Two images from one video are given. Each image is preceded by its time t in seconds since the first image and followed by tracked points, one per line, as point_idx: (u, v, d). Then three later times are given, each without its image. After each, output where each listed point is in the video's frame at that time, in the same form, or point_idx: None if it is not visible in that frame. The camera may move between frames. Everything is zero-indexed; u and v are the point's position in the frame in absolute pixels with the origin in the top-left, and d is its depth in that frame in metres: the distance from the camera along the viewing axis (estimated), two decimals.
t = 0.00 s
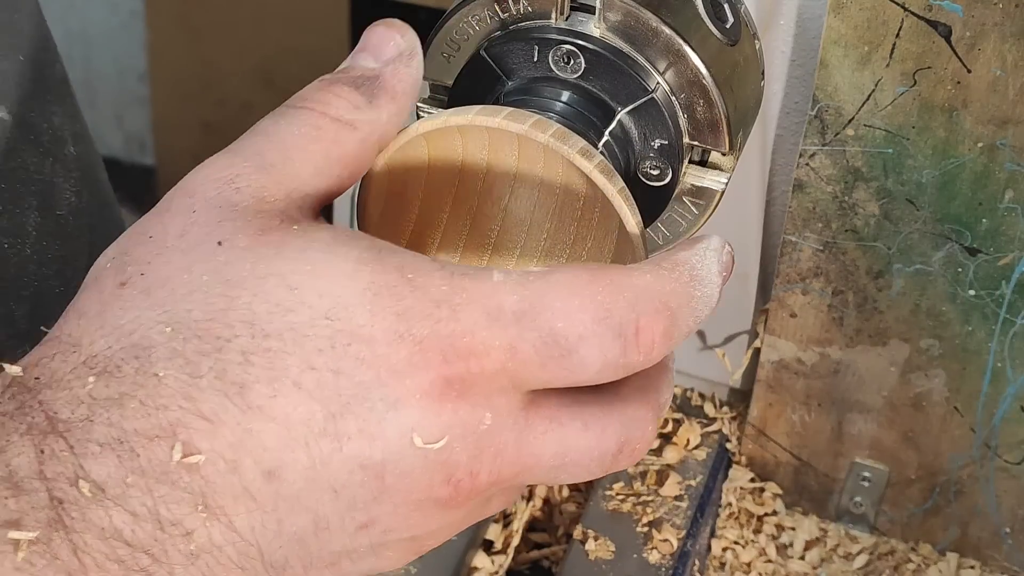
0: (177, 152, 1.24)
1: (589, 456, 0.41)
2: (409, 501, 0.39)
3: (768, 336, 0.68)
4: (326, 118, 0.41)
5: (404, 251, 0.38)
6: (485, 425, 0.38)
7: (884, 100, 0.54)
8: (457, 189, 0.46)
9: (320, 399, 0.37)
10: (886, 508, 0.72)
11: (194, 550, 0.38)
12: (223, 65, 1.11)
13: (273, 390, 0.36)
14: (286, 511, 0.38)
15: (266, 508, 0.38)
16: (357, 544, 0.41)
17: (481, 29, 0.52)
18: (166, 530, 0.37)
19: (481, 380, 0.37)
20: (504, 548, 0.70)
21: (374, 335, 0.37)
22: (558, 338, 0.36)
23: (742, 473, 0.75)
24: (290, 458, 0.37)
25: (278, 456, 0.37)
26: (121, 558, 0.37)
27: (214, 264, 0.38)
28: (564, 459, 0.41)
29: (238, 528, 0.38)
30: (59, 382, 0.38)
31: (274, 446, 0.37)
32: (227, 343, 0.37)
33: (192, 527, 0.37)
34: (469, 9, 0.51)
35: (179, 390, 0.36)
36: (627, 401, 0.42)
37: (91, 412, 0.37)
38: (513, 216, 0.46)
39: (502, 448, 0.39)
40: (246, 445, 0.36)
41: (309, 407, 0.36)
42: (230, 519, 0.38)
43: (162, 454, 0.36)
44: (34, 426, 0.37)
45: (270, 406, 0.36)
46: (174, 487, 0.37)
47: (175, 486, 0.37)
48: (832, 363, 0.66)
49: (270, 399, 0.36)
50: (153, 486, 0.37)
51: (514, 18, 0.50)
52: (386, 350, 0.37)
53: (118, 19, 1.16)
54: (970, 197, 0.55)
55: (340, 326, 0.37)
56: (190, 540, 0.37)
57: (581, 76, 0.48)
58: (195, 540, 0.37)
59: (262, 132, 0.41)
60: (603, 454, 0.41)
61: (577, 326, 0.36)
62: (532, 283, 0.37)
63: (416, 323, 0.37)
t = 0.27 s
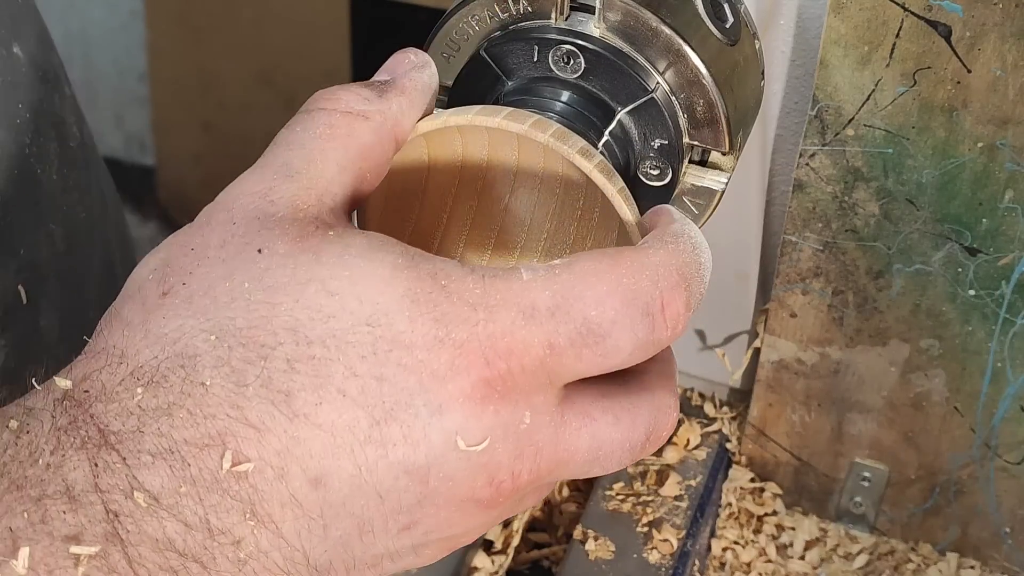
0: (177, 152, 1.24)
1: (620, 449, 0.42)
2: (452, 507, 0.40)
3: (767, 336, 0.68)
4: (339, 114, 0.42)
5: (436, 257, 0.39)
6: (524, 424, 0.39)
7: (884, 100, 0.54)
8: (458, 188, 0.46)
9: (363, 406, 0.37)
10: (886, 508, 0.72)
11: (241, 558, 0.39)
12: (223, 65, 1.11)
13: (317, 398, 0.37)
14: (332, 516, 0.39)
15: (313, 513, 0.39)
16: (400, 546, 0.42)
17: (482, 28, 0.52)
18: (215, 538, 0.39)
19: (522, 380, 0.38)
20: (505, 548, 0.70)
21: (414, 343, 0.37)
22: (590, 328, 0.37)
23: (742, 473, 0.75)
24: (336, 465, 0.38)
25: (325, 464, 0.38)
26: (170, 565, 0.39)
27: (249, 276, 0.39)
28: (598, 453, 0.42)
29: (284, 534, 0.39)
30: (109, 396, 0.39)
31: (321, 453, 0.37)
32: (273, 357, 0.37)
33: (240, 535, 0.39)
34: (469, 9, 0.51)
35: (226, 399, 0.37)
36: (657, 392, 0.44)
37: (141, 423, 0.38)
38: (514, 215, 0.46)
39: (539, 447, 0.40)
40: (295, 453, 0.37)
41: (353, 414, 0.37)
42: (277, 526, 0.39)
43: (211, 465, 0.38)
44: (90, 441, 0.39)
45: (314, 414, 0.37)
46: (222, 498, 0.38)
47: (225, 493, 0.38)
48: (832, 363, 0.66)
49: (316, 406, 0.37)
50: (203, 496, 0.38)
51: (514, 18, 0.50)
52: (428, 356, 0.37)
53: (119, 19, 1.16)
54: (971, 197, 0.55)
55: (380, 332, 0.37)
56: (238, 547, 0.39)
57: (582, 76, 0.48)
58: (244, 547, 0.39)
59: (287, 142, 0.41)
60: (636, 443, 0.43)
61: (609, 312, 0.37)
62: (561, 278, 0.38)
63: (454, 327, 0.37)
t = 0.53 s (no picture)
0: (177, 152, 1.24)
1: (634, 399, 0.43)
2: (468, 442, 0.43)
3: (768, 336, 0.68)
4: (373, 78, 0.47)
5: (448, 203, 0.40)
6: (531, 365, 0.40)
7: (885, 100, 0.54)
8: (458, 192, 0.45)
9: (373, 344, 0.39)
10: (886, 508, 0.72)
11: (270, 487, 0.42)
12: (223, 65, 1.11)
13: (330, 335, 0.39)
14: (349, 450, 0.41)
15: (330, 447, 0.41)
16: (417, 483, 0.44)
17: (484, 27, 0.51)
18: (245, 468, 0.41)
19: (527, 325, 0.39)
20: (504, 549, 0.70)
21: (417, 286, 0.39)
22: (595, 283, 0.38)
23: (742, 473, 0.75)
24: (349, 400, 0.40)
25: (339, 398, 0.40)
26: (204, 493, 0.42)
27: (274, 215, 0.42)
28: (611, 402, 0.43)
29: (307, 467, 0.41)
30: (136, 335, 0.42)
31: (334, 387, 0.40)
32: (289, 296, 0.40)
33: (267, 463, 0.41)
34: (466, 9, 0.51)
35: (245, 336, 0.40)
36: (671, 346, 0.44)
37: (169, 357, 0.41)
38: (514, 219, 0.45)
39: (548, 390, 0.42)
40: (310, 386, 0.40)
41: (363, 349, 0.39)
42: (299, 460, 0.41)
43: (235, 395, 0.40)
44: (121, 373, 0.42)
45: (328, 351, 0.39)
46: (247, 425, 0.40)
47: (248, 423, 0.41)
48: (832, 363, 0.66)
49: (328, 342, 0.39)
50: (230, 426, 0.41)
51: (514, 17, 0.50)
52: (429, 298, 0.39)
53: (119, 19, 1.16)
54: (971, 197, 0.55)
55: (385, 274, 0.39)
56: (264, 476, 0.42)
57: (582, 77, 0.49)
58: (269, 475, 0.42)
59: (314, 100, 0.46)
60: (651, 396, 0.44)
61: (609, 269, 0.37)
62: (566, 230, 0.38)
63: (456, 270, 0.39)
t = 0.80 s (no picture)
0: (177, 152, 1.24)
1: (631, 329, 0.40)
2: (463, 423, 0.41)
3: (768, 336, 0.68)
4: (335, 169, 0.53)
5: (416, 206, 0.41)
6: (491, 322, 0.39)
7: (885, 100, 0.54)
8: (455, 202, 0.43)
9: (327, 347, 0.41)
10: (886, 508, 0.72)
11: (278, 517, 0.43)
12: (223, 64, 1.11)
13: (287, 351, 0.41)
14: (346, 462, 0.42)
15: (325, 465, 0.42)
16: (436, 481, 0.43)
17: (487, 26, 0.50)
18: (247, 500, 0.43)
19: (468, 283, 0.39)
20: (505, 548, 0.70)
21: (353, 283, 0.41)
22: (514, 207, 0.37)
23: (742, 473, 0.75)
24: (320, 407, 0.41)
25: (314, 409, 0.41)
26: (214, 532, 0.43)
27: (235, 278, 0.45)
28: (603, 338, 0.40)
29: (308, 488, 0.42)
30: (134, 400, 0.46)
31: (307, 398, 0.41)
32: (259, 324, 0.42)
33: (266, 491, 0.42)
34: (440, 37, 0.52)
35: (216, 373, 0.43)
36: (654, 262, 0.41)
37: (159, 408, 0.44)
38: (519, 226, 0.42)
39: (522, 343, 0.40)
40: (284, 406, 0.41)
41: (321, 355, 0.41)
42: (300, 483, 0.42)
43: (218, 428, 0.42)
44: (120, 432, 0.46)
45: (287, 366, 0.41)
46: (236, 455, 0.42)
47: (236, 454, 0.42)
48: (832, 363, 0.66)
49: (288, 358, 0.41)
50: (219, 458, 0.42)
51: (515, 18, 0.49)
52: (372, 289, 0.40)
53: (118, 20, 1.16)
54: (971, 197, 0.55)
55: (327, 281, 0.41)
56: (268, 505, 0.43)
57: (522, 70, 0.48)
58: (274, 504, 0.43)
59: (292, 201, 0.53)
60: (649, 319, 0.41)
61: (519, 191, 0.37)
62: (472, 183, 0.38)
63: (386, 259, 0.40)
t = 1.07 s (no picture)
0: (177, 152, 1.24)
1: (613, 306, 0.39)
2: (449, 411, 0.41)
3: (768, 336, 0.68)
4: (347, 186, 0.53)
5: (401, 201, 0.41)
6: (469, 308, 0.39)
7: (885, 100, 0.54)
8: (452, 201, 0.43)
9: (310, 340, 0.41)
10: (886, 508, 0.72)
11: (268, 514, 0.43)
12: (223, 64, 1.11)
13: (270, 347, 0.42)
14: (333, 456, 0.42)
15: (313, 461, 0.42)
16: (427, 473, 0.42)
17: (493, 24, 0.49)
18: (237, 497, 0.43)
19: (444, 268, 0.39)
20: (505, 548, 0.70)
21: (332, 276, 0.41)
22: (485, 190, 0.37)
23: (742, 473, 0.75)
24: (306, 401, 0.42)
25: (301, 405, 0.42)
26: (205, 529, 0.44)
27: (228, 283, 0.46)
28: (585, 316, 0.39)
29: (299, 486, 0.43)
30: (128, 404, 0.48)
31: (291, 393, 0.42)
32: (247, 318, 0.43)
33: (255, 487, 0.43)
34: (429, 58, 0.51)
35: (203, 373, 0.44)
36: (636, 238, 0.40)
37: (149, 411, 0.46)
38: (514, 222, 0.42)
39: (504, 327, 0.39)
40: (269, 402, 0.42)
41: (302, 349, 0.42)
42: (289, 479, 0.43)
43: (207, 426, 0.43)
44: (112, 436, 0.47)
45: (271, 361, 0.42)
46: (224, 452, 0.43)
47: (223, 450, 0.43)
48: (832, 363, 0.66)
49: (271, 354, 0.42)
50: (208, 455, 0.43)
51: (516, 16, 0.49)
52: (350, 281, 0.41)
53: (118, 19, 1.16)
54: (971, 197, 0.55)
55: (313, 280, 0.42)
56: (256, 501, 0.43)
57: (509, 75, 0.47)
58: (263, 501, 0.43)
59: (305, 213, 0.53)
60: (631, 296, 0.39)
61: (487, 173, 0.37)
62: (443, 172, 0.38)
63: (364, 251, 0.41)
